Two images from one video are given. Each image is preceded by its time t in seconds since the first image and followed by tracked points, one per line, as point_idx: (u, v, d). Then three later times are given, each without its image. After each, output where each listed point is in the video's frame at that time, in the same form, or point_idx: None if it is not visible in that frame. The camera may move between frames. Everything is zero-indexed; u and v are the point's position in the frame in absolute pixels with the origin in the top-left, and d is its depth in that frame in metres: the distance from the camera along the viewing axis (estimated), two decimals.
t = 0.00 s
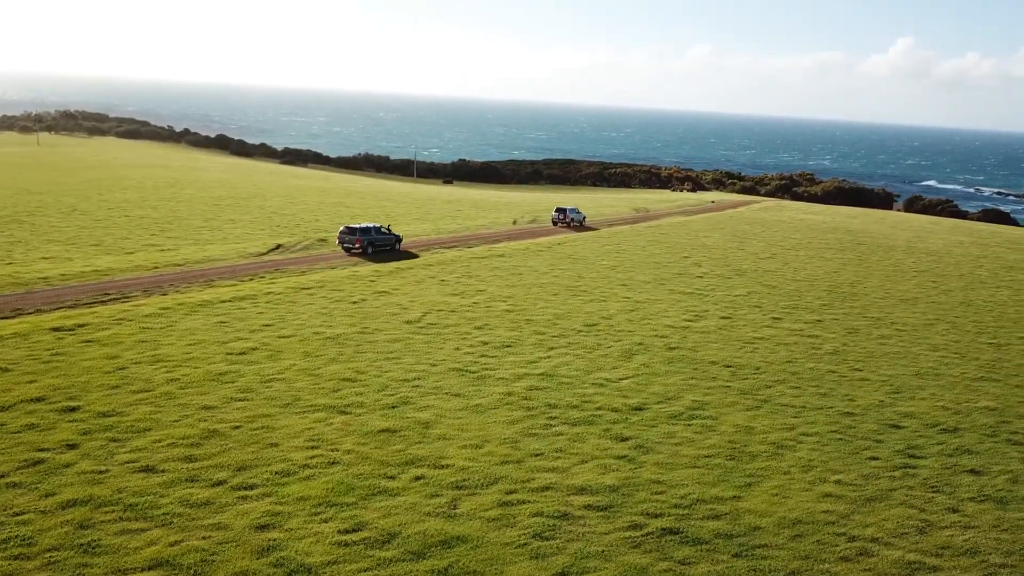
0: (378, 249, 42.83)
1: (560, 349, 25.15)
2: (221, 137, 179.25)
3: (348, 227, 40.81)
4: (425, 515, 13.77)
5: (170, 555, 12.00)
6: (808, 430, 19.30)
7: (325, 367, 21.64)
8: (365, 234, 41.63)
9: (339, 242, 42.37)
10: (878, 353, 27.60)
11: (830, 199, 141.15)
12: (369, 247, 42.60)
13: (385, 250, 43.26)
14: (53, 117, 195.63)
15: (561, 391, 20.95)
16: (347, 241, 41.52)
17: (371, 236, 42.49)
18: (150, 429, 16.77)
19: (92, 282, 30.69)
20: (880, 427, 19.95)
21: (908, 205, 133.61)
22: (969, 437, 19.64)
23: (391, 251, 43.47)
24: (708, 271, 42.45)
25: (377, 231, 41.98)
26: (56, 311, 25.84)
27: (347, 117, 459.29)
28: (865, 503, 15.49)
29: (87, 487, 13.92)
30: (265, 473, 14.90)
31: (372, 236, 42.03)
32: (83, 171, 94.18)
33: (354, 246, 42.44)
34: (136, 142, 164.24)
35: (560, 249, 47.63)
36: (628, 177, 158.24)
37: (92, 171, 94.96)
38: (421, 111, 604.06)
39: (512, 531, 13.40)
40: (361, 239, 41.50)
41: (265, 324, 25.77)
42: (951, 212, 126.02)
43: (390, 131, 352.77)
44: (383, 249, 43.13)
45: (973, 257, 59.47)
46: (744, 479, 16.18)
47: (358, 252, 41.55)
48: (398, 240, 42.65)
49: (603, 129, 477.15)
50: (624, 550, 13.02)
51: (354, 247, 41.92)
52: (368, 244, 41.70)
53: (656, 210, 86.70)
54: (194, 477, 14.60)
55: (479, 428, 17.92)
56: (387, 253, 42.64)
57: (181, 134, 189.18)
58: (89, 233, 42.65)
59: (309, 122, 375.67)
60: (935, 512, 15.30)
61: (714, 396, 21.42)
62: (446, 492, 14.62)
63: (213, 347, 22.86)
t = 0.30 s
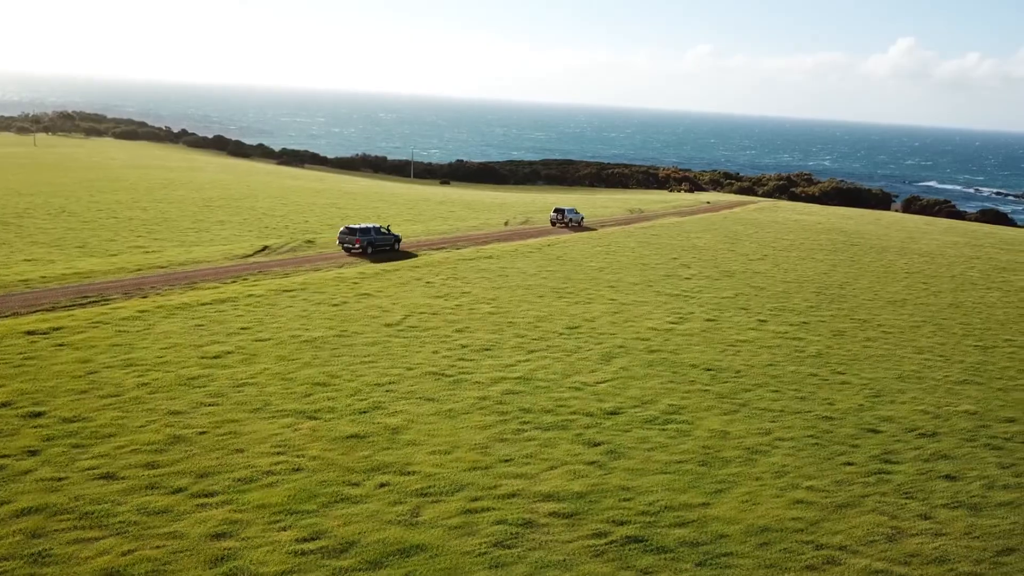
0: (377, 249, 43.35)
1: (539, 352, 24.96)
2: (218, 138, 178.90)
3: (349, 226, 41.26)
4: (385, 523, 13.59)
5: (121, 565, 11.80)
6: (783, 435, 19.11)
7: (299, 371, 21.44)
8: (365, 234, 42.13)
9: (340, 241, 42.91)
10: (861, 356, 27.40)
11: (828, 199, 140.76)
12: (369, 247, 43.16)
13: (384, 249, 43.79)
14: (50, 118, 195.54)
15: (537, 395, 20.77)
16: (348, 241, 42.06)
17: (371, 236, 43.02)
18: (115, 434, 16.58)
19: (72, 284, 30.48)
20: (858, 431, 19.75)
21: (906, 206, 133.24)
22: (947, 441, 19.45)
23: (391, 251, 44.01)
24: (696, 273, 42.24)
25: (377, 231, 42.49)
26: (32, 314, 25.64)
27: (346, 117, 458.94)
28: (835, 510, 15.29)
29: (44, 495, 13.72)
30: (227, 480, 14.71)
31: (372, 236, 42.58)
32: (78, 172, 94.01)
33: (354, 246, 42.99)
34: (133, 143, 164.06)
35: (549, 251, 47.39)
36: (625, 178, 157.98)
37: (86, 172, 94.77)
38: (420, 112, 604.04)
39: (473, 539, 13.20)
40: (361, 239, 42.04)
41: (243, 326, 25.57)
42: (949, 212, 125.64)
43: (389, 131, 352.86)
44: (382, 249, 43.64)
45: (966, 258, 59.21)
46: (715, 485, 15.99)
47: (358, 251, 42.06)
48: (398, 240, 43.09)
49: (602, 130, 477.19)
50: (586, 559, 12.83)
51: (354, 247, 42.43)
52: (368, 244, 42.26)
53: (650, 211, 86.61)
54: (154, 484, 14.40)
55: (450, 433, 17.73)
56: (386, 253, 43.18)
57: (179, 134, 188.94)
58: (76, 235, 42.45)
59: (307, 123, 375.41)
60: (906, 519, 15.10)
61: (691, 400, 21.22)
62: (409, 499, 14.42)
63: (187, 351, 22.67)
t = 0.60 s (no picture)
0: (377, 249, 44.01)
1: (518, 355, 24.79)
2: (215, 139, 178.89)
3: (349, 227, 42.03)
4: (344, 531, 13.40)
5: None
6: (758, 440, 18.92)
7: (272, 375, 21.25)
8: (365, 234, 42.78)
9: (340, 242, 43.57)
10: (844, 358, 27.21)
11: (825, 200, 140.51)
12: (368, 247, 43.82)
13: (384, 249, 44.46)
14: (47, 120, 195.56)
15: (511, 399, 20.59)
16: (348, 241, 42.72)
17: (371, 236, 43.67)
18: (78, 440, 16.41)
19: (53, 287, 30.34)
20: (834, 436, 19.56)
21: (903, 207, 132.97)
22: (924, 446, 19.27)
23: (391, 251, 44.68)
24: (684, 275, 42.05)
25: (376, 231, 43.14)
26: (9, 317, 25.48)
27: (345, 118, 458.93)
28: (804, 516, 15.11)
29: None
30: (186, 487, 14.53)
31: (372, 236, 43.25)
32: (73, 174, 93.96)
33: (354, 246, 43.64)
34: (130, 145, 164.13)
35: (538, 253, 47.17)
36: (622, 179, 157.87)
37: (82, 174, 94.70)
38: (419, 113, 604.48)
39: (431, 548, 13.02)
40: (360, 239, 42.70)
41: (221, 329, 25.39)
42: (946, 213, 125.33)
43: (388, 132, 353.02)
44: (381, 249, 44.30)
45: (959, 259, 58.96)
46: (683, 491, 15.80)
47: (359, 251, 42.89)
48: (397, 241, 43.73)
49: (601, 130, 477.53)
50: (545, 568, 12.65)
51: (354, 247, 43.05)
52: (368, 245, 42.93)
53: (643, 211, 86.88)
54: (112, 491, 14.23)
55: (419, 438, 17.54)
56: (385, 253, 43.86)
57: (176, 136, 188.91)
58: (62, 236, 42.34)
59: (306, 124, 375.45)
60: (875, 526, 14.91)
61: (667, 404, 21.05)
62: (370, 507, 14.23)
63: (161, 354, 22.49)
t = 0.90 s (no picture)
0: (376, 249, 44.54)
1: (496, 359, 24.61)
2: (212, 140, 178.64)
3: (348, 228, 42.54)
4: (303, 538, 13.21)
5: None
6: (733, 445, 18.75)
7: (245, 380, 21.05)
8: (365, 235, 43.32)
9: (340, 241, 44.12)
10: (827, 361, 27.05)
11: (822, 201, 140.26)
12: (368, 247, 44.34)
13: (383, 249, 44.98)
14: (44, 121, 195.11)
15: (486, 403, 20.41)
16: (348, 241, 43.28)
17: (371, 236, 44.20)
18: (41, 446, 16.23)
19: (33, 290, 30.12)
20: (810, 441, 19.39)
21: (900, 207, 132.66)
22: (901, 451, 19.09)
23: (390, 251, 45.23)
24: (672, 277, 41.87)
25: (376, 232, 43.67)
26: None
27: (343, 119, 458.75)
28: (773, 523, 14.93)
29: None
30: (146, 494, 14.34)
31: (372, 236, 43.78)
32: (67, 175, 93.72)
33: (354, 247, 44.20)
34: (126, 146, 163.86)
35: (526, 255, 46.94)
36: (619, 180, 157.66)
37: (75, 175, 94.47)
38: (418, 113, 604.87)
39: (390, 556, 12.83)
40: (360, 240, 43.24)
41: (198, 333, 25.19)
42: (944, 214, 125.08)
43: (387, 134, 353.12)
44: (381, 249, 44.85)
45: (951, 260, 58.77)
46: (653, 497, 15.62)
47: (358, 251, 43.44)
48: (396, 241, 44.26)
49: (600, 131, 477.77)
50: None
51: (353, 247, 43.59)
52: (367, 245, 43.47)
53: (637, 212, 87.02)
54: (71, 498, 14.05)
55: (388, 444, 17.37)
56: (384, 253, 44.43)
57: (173, 137, 188.55)
58: (48, 239, 42.11)
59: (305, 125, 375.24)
60: (845, 533, 14.72)
61: (644, 408, 20.89)
62: (332, 514, 14.04)
63: (135, 358, 22.30)
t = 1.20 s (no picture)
0: (377, 249, 45.14)
1: (475, 362, 24.43)
2: (209, 140, 178.51)
3: (349, 228, 43.11)
4: (260, 547, 13.05)
5: None
6: (707, 449, 18.59)
7: (218, 384, 20.87)
8: (365, 235, 43.92)
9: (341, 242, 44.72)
10: (809, 364, 26.90)
11: (820, 202, 140.08)
12: (368, 247, 44.94)
13: (383, 250, 45.59)
14: (41, 122, 194.85)
15: (460, 407, 20.24)
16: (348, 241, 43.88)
17: (372, 236, 44.79)
18: (3, 452, 16.05)
19: (13, 292, 29.96)
20: (785, 445, 19.22)
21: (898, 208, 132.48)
22: (877, 456, 18.92)
23: (390, 251, 45.84)
24: (661, 279, 41.71)
25: (376, 232, 44.27)
26: None
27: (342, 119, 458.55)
28: (740, 530, 14.77)
29: None
30: (104, 502, 14.17)
31: (372, 237, 44.39)
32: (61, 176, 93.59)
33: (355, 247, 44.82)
34: (123, 146, 163.69)
35: (515, 257, 46.76)
36: (617, 180, 157.52)
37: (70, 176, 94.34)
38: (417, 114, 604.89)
39: (346, 566, 12.66)
40: (360, 240, 43.83)
41: (175, 336, 25.03)
42: (942, 214, 124.85)
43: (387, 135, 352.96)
44: (381, 249, 45.46)
45: (944, 261, 58.61)
46: (620, 504, 15.45)
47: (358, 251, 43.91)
48: (396, 241, 44.87)
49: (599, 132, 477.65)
50: None
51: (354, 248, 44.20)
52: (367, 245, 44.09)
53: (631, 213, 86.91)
54: (28, 506, 13.88)
55: (357, 450, 17.20)
56: (384, 253, 45.04)
57: (171, 138, 188.35)
58: (34, 240, 41.96)
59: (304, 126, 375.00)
60: (812, 541, 14.56)
61: (620, 412, 20.73)
62: (292, 522, 13.89)
63: (109, 362, 22.13)
